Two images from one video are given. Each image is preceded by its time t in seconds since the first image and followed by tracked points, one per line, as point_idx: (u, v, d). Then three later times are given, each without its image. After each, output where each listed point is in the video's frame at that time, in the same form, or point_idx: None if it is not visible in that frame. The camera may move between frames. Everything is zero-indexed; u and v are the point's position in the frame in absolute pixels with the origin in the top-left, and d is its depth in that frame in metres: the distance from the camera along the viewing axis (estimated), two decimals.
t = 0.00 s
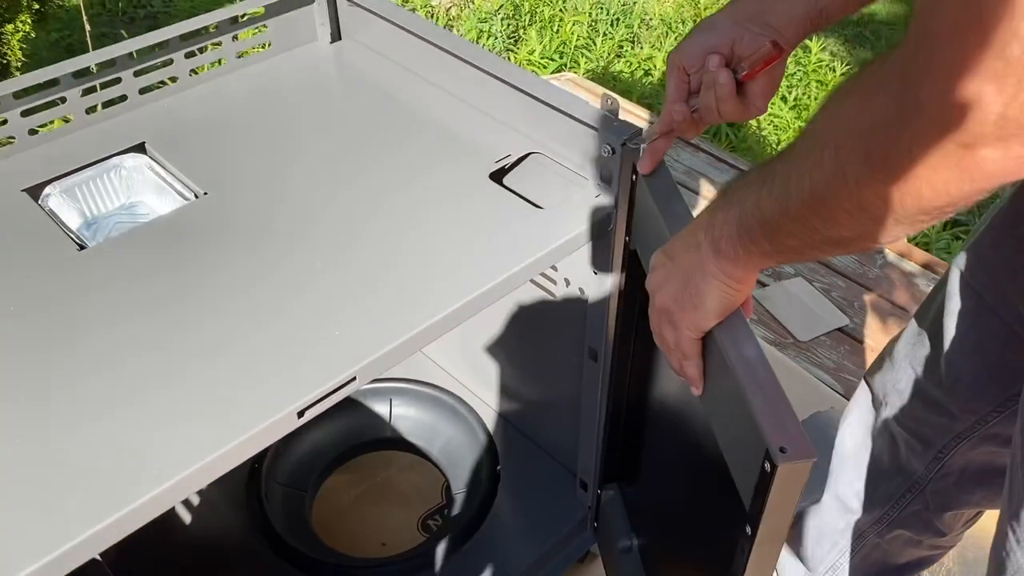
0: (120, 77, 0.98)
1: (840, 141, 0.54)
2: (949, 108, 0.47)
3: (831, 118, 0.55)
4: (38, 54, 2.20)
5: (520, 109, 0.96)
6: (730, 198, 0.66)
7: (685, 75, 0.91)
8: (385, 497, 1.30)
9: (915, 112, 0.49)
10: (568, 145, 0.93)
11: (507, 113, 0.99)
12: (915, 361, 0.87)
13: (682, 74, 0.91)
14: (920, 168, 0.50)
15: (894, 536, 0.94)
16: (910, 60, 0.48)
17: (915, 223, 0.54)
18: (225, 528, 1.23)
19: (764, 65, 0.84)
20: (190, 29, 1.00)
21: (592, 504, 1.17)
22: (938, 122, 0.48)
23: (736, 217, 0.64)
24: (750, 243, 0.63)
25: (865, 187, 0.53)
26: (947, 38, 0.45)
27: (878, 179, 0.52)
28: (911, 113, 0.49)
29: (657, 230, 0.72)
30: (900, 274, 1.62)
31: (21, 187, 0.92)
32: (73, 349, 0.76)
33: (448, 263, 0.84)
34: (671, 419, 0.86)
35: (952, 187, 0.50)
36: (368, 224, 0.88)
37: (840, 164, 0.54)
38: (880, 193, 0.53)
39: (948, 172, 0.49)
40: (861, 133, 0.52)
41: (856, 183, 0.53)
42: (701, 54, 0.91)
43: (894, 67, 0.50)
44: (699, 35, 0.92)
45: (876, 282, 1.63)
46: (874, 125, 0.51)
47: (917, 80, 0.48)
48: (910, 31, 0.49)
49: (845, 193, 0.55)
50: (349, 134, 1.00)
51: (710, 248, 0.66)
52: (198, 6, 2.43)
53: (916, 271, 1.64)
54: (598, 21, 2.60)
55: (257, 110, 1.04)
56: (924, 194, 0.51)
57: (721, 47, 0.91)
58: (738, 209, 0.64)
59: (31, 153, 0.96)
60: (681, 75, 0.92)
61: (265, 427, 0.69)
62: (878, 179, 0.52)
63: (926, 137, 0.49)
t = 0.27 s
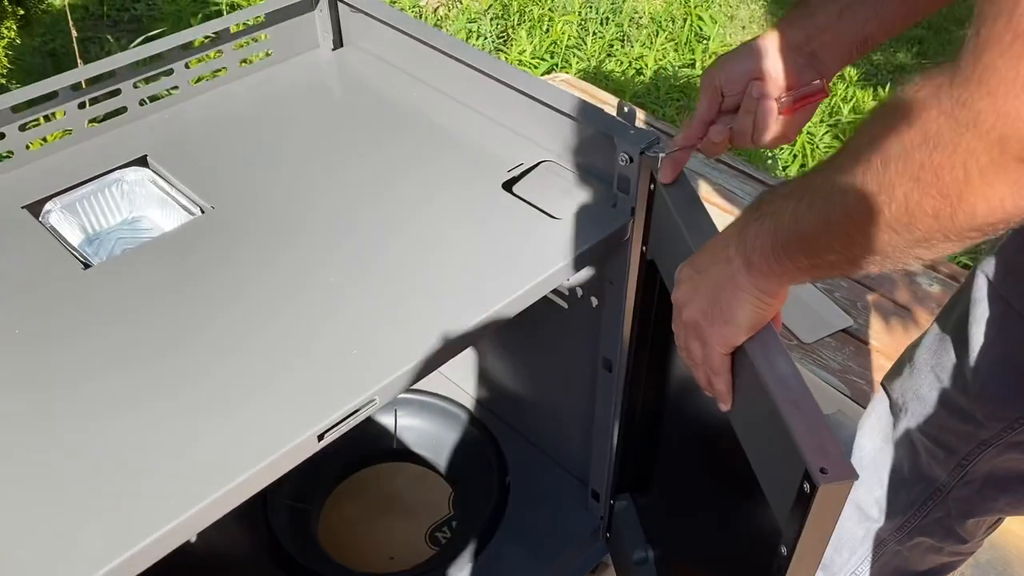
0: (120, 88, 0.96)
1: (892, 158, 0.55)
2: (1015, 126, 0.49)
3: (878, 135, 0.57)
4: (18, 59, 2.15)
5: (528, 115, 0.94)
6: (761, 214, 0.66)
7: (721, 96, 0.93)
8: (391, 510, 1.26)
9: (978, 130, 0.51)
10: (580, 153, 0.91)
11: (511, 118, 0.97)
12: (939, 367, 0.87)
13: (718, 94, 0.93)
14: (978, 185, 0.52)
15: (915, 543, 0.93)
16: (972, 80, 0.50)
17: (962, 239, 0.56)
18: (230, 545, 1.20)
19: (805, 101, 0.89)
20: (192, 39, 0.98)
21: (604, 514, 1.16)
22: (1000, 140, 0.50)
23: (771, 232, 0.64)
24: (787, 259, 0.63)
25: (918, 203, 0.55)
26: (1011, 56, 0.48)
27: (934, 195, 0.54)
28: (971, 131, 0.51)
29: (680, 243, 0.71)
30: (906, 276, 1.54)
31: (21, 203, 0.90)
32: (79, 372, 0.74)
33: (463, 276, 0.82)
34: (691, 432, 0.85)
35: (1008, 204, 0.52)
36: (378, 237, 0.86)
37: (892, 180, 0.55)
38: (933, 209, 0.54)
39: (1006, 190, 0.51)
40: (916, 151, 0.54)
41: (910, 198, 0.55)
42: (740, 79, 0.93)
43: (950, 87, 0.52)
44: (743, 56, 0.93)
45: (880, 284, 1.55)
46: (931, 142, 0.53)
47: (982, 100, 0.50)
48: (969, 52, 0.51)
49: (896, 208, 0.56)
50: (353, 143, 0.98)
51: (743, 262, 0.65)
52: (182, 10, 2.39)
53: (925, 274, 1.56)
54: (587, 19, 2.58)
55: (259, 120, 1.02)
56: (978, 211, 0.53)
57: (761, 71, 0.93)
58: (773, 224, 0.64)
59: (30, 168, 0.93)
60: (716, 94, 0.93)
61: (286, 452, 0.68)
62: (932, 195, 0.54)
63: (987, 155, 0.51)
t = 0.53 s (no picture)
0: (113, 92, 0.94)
1: (920, 157, 0.55)
2: None
3: (903, 134, 0.57)
4: None
5: (529, 117, 0.93)
6: (779, 218, 0.67)
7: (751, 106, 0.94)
8: (391, 515, 1.25)
9: (1011, 127, 0.51)
10: (583, 153, 0.90)
11: (512, 119, 0.95)
12: (948, 363, 0.87)
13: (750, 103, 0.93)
14: (1009, 184, 0.52)
15: (923, 542, 0.93)
16: (1005, 77, 0.50)
17: (990, 239, 0.56)
18: (228, 554, 1.18)
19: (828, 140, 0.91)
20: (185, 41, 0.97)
21: (608, 517, 1.15)
22: None
23: (790, 236, 0.64)
24: (809, 262, 0.63)
25: (947, 203, 0.55)
26: None
27: (964, 194, 0.54)
28: (1004, 128, 0.51)
29: (690, 245, 0.70)
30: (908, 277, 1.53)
31: (13, 211, 0.88)
32: (76, 384, 0.72)
33: (467, 280, 0.80)
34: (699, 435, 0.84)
35: None
36: (378, 240, 0.84)
37: (921, 180, 0.55)
38: (962, 209, 0.54)
39: None
40: (945, 150, 0.54)
41: (939, 198, 0.55)
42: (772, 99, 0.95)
43: (980, 84, 0.52)
44: (781, 76, 0.95)
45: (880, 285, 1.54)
46: (961, 141, 0.53)
47: (1016, 97, 0.50)
48: (1002, 48, 0.51)
49: (924, 208, 0.56)
50: (351, 145, 0.96)
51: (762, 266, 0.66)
52: (166, 10, 2.36)
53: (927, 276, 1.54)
54: (576, 17, 2.56)
55: (254, 123, 1.00)
56: (1008, 211, 0.53)
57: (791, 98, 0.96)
58: (792, 228, 0.65)
59: (22, 175, 0.91)
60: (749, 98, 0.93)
61: (293, 464, 0.66)
62: (962, 194, 0.54)
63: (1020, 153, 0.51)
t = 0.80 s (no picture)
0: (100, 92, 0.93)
1: (921, 150, 0.55)
2: None
3: (904, 127, 0.57)
4: None
5: (522, 115, 0.92)
6: (775, 215, 0.67)
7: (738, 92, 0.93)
8: (384, 517, 1.24)
9: (1013, 118, 0.50)
10: (576, 151, 0.89)
11: (504, 117, 0.95)
12: (944, 356, 0.87)
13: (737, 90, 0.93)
14: (1011, 175, 0.52)
15: (920, 536, 0.93)
16: (1005, 67, 0.50)
17: (991, 232, 0.56)
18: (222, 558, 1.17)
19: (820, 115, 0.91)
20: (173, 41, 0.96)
21: (604, 515, 1.15)
22: None
23: (788, 232, 0.64)
24: (805, 257, 0.64)
25: (947, 195, 0.55)
26: None
27: (965, 186, 0.54)
28: (1005, 119, 0.51)
29: (685, 243, 0.70)
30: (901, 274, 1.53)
31: None
32: (66, 390, 0.71)
33: (462, 279, 0.80)
34: (696, 433, 0.83)
35: None
36: (371, 240, 0.84)
37: (921, 173, 0.55)
38: (962, 201, 0.54)
39: None
40: (946, 142, 0.54)
41: (940, 190, 0.55)
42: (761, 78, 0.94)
43: (981, 75, 0.52)
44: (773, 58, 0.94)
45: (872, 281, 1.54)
46: (962, 132, 0.53)
47: (1017, 87, 0.50)
48: (1002, 38, 0.50)
49: (925, 201, 0.56)
50: (342, 145, 0.95)
51: (757, 262, 0.66)
52: (151, 9, 2.33)
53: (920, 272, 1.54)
54: (564, 14, 2.56)
55: (243, 123, 0.99)
56: (1009, 203, 0.53)
57: (781, 75, 0.94)
58: (789, 224, 0.65)
59: (8, 178, 0.90)
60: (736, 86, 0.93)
61: (289, 468, 0.65)
62: (963, 186, 0.54)
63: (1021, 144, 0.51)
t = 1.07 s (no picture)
0: (89, 94, 0.93)
1: (909, 148, 0.56)
2: None
3: (893, 125, 0.57)
4: None
5: (513, 114, 0.93)
6: (764, 215, 0.67)
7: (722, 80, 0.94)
8: (379, 517, 1.24)
9: (1000, 115, 0.50)
10: (568, 150, 0.90)
11: (496, 117, 0.95)
12: (934, 350, 0.87)
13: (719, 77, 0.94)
14: (999, 172, 0.52)
15: (911, 530, 0.94)
16: (993, 64, 0.50)
17: (980, 230, 0.56)
18: (216, 559, 1.17)
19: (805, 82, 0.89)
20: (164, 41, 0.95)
21: (598, 513, 1.15)
22: None
23: (777, 233, 0.65)
24: (794, 257, 0.64)
25: (936, 193, 0.55)
26: None
27: (954, 184, 0.54)
28: (993, 117, 0.51)
29: (674, 242, 0.70)
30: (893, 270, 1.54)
31: None
32: (59, 393, 0.71)
33: (455, 279, 0.80)
34: (688, 430, 0.84)
35: None
36: (363, 240, 0.84)
37: (910, 171, 0.56)
38: (951, 200, 0.55)
39: None
40: (934, 139, 0.54)
41: (928, 188, 0.55)
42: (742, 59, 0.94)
43: (969, 72, 0.52)
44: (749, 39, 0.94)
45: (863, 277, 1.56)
46: (951, 130, 0.53)
47: (1005, 85, 0.50)
48: (991, 35, 0.50)
49: (915, 199, 0.56)
50: (333, 145, 0.95)
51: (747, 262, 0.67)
52: (140, 9, 2.32)
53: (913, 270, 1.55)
54: (554, 12, 2.56)
55: (234, 124, 0.99)
56: (998, 201, 0.53)
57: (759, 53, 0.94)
58: (777, 224, 0.65)
59: None
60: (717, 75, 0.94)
61: (283, 469, 0.65)
62: (952, 184, 0.54)
63: (1009, 142, 0.51)
